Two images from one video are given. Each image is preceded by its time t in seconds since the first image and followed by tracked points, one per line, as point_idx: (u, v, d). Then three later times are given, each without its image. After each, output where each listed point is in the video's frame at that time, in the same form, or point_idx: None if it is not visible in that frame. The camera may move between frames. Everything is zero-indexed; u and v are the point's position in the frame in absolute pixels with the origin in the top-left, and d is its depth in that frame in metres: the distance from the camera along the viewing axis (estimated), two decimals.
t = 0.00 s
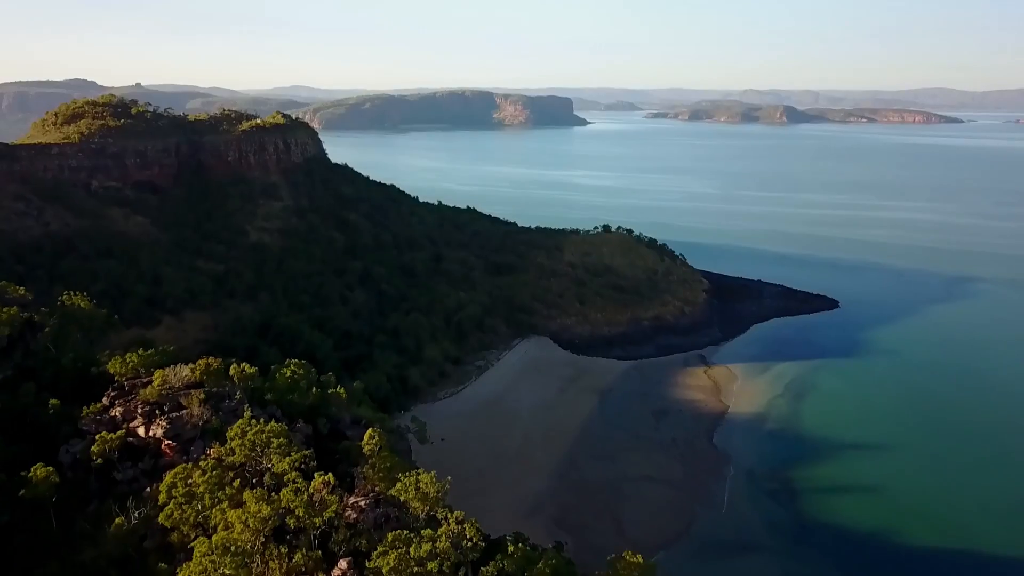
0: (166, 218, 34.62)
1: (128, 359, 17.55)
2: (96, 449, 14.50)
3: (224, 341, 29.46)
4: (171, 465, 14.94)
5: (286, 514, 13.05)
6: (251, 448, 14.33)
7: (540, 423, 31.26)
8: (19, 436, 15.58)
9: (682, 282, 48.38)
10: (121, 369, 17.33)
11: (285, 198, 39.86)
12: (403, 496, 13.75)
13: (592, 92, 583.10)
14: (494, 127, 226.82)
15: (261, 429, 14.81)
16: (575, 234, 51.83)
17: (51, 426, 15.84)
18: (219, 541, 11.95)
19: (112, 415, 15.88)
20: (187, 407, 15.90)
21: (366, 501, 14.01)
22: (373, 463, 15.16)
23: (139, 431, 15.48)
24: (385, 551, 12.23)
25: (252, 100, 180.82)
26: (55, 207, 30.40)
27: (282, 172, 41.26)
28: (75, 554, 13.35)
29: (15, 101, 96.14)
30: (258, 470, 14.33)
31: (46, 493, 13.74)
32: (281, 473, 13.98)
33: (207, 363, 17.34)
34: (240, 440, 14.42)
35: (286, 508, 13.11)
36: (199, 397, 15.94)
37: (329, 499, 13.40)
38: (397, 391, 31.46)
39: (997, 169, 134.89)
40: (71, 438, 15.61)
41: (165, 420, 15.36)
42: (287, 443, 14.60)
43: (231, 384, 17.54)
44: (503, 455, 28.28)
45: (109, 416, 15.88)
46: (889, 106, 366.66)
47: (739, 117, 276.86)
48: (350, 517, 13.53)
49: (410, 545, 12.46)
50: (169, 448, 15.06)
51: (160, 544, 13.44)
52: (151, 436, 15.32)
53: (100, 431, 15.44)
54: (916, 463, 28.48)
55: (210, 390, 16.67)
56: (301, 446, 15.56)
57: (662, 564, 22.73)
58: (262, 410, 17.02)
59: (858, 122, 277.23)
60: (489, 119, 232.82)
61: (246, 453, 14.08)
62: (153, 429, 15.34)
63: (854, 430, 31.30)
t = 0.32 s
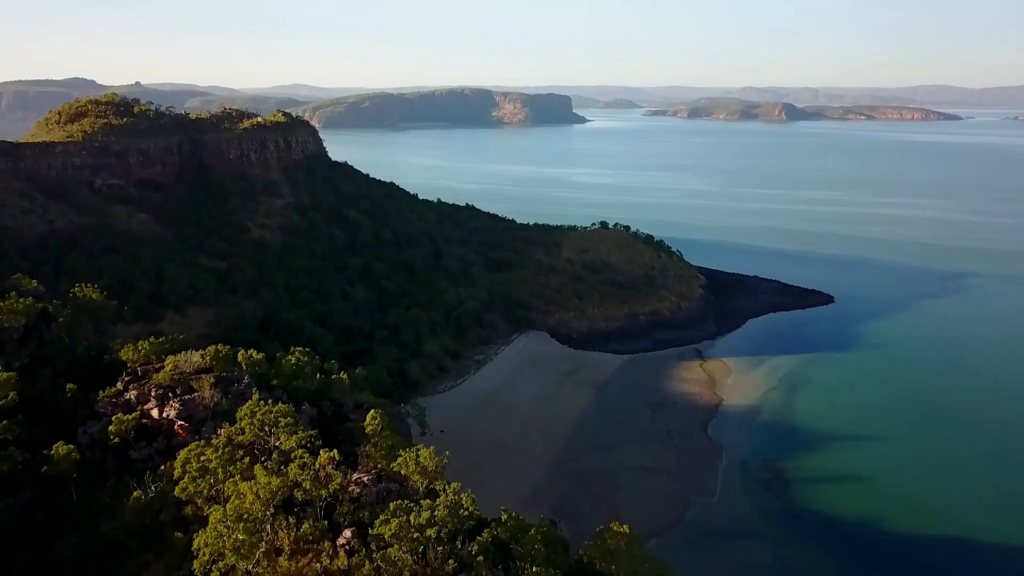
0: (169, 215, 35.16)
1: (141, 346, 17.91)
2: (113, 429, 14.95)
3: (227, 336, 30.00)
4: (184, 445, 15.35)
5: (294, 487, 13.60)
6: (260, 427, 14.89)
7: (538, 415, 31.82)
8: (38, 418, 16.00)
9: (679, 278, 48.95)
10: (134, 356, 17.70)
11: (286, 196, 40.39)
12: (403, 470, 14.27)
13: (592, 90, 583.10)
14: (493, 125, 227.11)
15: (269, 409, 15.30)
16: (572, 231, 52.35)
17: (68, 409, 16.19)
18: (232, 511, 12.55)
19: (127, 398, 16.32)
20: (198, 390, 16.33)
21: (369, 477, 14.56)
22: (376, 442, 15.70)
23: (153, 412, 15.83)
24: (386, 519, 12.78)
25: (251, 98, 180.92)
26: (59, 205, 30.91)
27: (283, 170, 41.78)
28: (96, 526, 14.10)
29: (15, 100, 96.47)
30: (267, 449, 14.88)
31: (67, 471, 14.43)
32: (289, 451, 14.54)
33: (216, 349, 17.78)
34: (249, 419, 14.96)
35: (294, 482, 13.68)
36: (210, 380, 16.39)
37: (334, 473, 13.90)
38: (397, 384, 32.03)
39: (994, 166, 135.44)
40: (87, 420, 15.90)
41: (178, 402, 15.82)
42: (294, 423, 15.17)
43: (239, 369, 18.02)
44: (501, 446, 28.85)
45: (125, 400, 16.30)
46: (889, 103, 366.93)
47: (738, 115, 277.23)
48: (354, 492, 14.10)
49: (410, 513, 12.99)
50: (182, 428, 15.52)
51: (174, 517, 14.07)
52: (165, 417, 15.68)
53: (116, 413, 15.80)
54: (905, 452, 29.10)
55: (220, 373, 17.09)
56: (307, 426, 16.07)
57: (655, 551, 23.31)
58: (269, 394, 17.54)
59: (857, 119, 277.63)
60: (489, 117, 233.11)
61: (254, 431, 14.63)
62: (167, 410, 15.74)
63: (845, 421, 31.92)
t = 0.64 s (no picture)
0: (171, 212, 35.75)
1: (152, 333, 18.51)
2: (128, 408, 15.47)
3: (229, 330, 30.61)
4: (195, 425, 15.93)
5: (299, 461, 14.17)
6: (267, 406, 15.47)
7: (535, 407, 32.44)
8: (55, 399, 16.50)
9: (675, 274, 49.54)
10: (145, 342, 18.28)
11: (288, 193, 40.96)
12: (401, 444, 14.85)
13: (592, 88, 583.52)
14: (493, 123, 227.79)
15: (274, 390, 15.88)
16: (570, 227, 52.96)
17: (84, 392, 16.66)
18: (243, 480, 13.10)
19: (140, 380, 16.87)
20: (208, 373, 16.91)
21: (370, 453, 15.13)
22: (375, 421, 16.26)
23: (165, 394, 16.39)
24: (387, 489, 13.38)
25: (251, 97, 181.35)
26: (63, 202, 31.50)
27: (284, 167, 42.38)
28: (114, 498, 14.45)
29: (14, 100, 97.22)
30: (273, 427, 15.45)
31: (86, 448, 14.88)
32: (294, 428, 15.11)
33: (224, 335, 18.38)
34: (256, 399, 15.56)
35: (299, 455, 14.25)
36: (219, 364, 16.96)
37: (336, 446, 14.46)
38: (397, 377, 32.64)
39: (992, 163, 136.04)
40: (102, 401, 16.46)
41: (188, 384, 16.39)
42: (298, 404, 15.74)
43: (246, 355, 18.66)
44: (499, 437, 29.48)
45: (138, 382, 16.85)
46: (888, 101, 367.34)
47: (738, 112, 277.73)
48: (355, 466, 14.66)
49: (408, 483, 13.59)
50: (193, 409, 16.09)
51: (187, 491, 14.59)
52: (176, 398, 16.26)
53: (130, 394, 16.36)
54: (892, 442, 29.76)
55: (228, 358, 17.69)
56: (311, 407, 16.65)
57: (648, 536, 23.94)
58: (275, 378, 18.13)
59: (856, 117, 278.07)
60: (488, 115, 233.80)
61: (261, 411, 15.23)
62: (178, 392, 16.31)
63: (836, 413, 32.52)
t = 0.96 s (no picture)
0: (174, 208, 36.36)
1: (161, 320, 19.10)
2: (141, 389, 16.06)
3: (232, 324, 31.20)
4: (204, 405, 16.52)
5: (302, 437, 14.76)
6: (271, 387, 16.06)
7: (532, 399, 33.06)
8: (70, 381, 17.07)
9: (672, 270, 50.16)
10: (156, 329, 18.86)
11: (288, 190, 41.55)
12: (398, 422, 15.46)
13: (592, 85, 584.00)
14: (492, 121, 228.27)
15: (278, 372, 16.48)
16: (567, 224, 53.56)
17: (97, 375, 17.26)
18: (250, 453, 13.69)
19: (152, 364, 17.48)
20: (215, 356, 17.51)
21: (369, 431, 15.73)
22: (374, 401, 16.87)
23: (175, 376, 16.98)
24: (385, 461, 13.99)
25: (251, 95, 181.67)
26: (68, 199, 32.08)
27: (285, 164, 42.99)
28: (129, 472, 15.01)
29: (14, 97, 97.59)
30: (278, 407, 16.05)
31: (101, 426, 15.46)
32: (298, 408, 15.71)
33: (231, 322, 18.99)
34: (262, 380, 16.16)
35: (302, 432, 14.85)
36: (226, 348, 17.56)
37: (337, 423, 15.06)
38: (397, 370, 33.25)
39: (989, 160, 136.68)
40: (115, 384, 17.06)
41: (197, 366, 16.99)
42: (302, 385, 16.34)
43: (251, 340, 19.24)
44: (497, 428, 30.11)
45: (149, 365, 17.46)
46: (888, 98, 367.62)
47: (738, 110, 277.90)
48: (355, 443, 15.26)
49: (404, 457, 14.21)
50: (201, 391, 16.68)
51: (197, 466, 15.11)
52: (186, 380, 16.86)
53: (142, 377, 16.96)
54: (881, 433, 30.41)
55: (234, 342, 18.29)
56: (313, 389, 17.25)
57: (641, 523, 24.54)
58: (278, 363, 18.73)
59: (855, 114, 278.52)
60: (488, 113, 234.32)
61: (266, 390, 15.86)
62: (188, 373, 16.91)
63: (827, 405, 33.17)
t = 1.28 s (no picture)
0: (177, 206, 37.02)
1: (171, 309, 19.80)
2: (152, 371, 16.72)
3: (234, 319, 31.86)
4: (212, 387, 17.18)
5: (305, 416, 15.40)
6: (275, 369, 16.70)
7: (529, 392, 33.74)
8: (85, 365, 17.67)
9: (668, 266, 50.81)
10: (165, 317, 19.48)
11: (290, 187, 42.22)
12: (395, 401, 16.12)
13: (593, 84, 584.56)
14: (493, 120, 229.07)
15: (282, 356, 17.13)
16: (566, 221, 54.26)
17: (110, 360, 17.91)
18: (256, 426, 14.31)
19: (162, 349, 18.17)
20: (223, 342, 18.19)
21: (368, 411, 16.39)
22: (373, 385, 17.52)
23: (184, 360, 17.66)
24: (382, 436, 14.64)
25: (252, 95, 182.70)
26: (74, 196, 32.73)
27: (287, 163, 43.67)
28: (143, 450, 15.66)
29: (17, 97, 98.67)
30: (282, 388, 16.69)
31: (115, 406, 16.09)
32: (301, 389, 16.35)
33: (236, 311, 19.69)
34: (266, 364, 16.83)
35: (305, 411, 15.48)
36: (232, 334, 18.25)
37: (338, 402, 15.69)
38: (396, 364, 33.90)
39: (988, 158, 137.34)
40: (127, 368, 17.74)
41: (206, 351, 17.66)
42: (304, 368, 16.99)
43: (255, 328, 19.94)
44: (494, 419, 30.78)
45: (160, 351, 18.16)
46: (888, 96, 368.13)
47: (738, 109, 278.75)
48: (355, 423, 15.90)
49: (401, 433, 14.86)
50: (209, 374, 17.35)
51: (206, 444, 15.78)
52: (195, 364, 17.53)
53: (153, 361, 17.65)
54: (870, 424, 31.10)
55: (240, 330, 18.98)
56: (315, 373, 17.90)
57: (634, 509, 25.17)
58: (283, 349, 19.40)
59: (855, 113, 279.24)
60: (488, 112, 235.22)
61: (271, 372, 16.52)
62: (197, 358, 17.58)
63: (817, 397, 33.84)
